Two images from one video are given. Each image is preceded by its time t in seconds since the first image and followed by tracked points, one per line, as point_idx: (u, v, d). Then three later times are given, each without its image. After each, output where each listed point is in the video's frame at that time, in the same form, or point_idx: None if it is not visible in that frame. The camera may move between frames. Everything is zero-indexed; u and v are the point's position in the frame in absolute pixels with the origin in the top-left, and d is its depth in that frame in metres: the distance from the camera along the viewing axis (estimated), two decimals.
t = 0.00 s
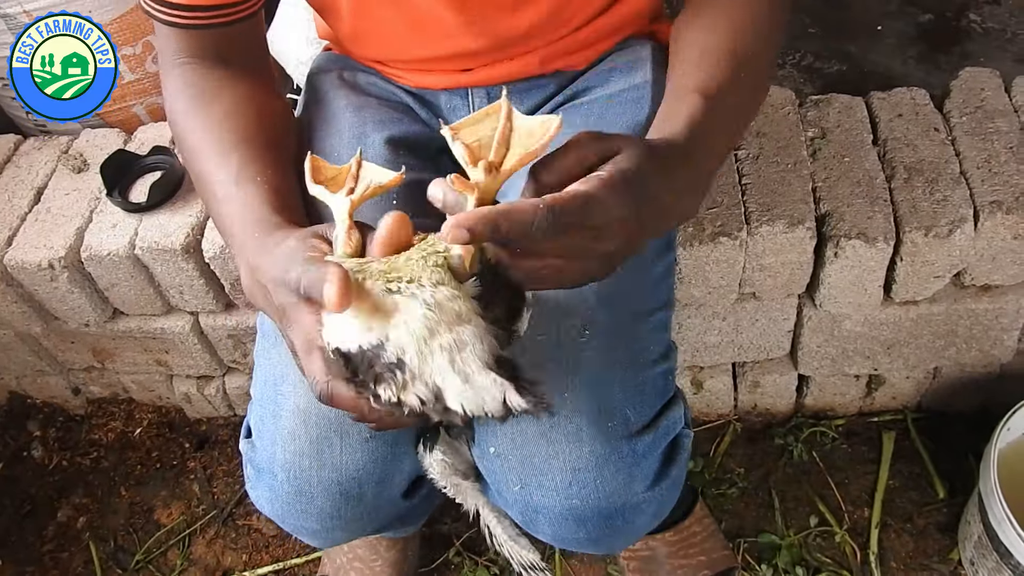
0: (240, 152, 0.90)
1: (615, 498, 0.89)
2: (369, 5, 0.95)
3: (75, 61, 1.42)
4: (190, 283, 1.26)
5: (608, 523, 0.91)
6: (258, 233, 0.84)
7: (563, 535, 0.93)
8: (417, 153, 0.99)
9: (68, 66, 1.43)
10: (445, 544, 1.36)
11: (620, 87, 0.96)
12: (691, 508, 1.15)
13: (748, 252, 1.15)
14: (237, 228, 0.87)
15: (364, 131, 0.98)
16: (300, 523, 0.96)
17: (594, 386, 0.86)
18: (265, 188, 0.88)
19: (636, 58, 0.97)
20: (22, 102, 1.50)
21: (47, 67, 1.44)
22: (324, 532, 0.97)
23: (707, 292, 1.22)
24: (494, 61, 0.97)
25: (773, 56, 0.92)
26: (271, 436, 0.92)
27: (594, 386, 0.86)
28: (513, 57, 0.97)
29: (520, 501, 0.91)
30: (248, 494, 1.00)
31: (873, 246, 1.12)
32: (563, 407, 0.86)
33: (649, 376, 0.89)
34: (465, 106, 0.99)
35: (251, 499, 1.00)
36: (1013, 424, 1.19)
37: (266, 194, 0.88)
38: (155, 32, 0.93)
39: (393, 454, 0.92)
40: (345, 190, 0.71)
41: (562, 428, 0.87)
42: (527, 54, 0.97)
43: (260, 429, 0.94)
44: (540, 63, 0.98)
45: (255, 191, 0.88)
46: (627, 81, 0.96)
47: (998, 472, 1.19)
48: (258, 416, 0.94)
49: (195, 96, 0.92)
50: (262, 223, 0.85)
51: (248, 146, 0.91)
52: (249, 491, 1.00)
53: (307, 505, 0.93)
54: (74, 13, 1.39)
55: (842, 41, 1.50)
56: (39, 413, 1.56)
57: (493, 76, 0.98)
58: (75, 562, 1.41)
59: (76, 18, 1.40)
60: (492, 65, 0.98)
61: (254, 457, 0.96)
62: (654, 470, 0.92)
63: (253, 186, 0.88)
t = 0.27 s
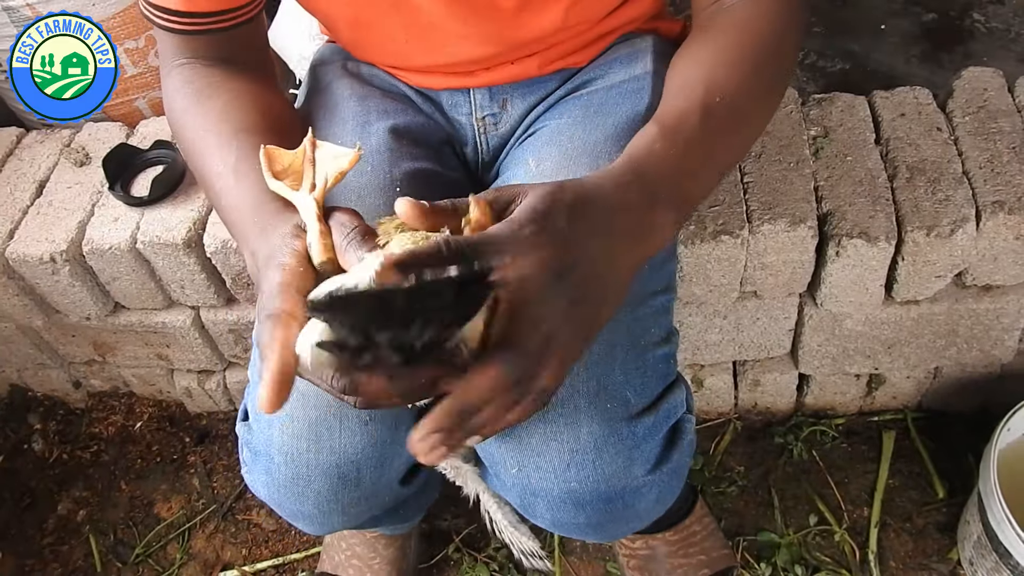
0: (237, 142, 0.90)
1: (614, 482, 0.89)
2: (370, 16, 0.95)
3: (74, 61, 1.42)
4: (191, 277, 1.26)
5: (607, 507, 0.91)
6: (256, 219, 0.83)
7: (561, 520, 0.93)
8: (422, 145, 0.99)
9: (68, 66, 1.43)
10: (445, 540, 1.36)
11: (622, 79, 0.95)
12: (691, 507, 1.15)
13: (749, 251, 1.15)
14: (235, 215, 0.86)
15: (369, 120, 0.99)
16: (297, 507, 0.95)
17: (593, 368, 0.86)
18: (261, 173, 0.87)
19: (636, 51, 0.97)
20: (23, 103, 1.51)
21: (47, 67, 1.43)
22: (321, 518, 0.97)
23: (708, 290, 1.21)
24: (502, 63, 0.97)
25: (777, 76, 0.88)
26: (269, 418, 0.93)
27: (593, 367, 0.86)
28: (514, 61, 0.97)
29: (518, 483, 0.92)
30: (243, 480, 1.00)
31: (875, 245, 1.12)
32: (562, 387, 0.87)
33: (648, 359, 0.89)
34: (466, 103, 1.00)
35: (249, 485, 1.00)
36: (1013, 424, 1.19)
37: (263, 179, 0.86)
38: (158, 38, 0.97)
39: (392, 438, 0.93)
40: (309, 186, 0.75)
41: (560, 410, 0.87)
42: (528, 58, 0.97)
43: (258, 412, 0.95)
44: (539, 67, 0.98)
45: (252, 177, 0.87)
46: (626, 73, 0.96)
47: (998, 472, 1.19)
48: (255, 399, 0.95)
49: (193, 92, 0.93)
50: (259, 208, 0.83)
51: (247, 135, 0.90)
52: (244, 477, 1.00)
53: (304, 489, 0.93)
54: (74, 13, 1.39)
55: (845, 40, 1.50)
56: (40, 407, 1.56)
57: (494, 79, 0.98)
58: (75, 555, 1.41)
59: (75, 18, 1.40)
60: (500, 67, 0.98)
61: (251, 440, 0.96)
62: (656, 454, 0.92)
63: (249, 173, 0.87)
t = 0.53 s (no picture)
0: (237, 146, 0.91)
1: (613, 482, 0.90)
2: (370, 30, 0.96)
3: (74, 61, 1.42)
4: (191, 280, 1.26)
5: (606, 507, 0.92)
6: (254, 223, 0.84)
7: (560, 520, 0.95)
8: (422, 145, 0.99)
9: (68, 66, 1.43)
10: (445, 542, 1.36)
11: (620, 79, 0.96)
12: (693, 509, 1.15)
13: (749, 251, 1.15)
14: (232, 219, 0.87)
15: (369, 120, 1.00)
16: (297, 509, 0.95)
17: (592, 368, 0.86)
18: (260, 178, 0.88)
19: (634, 51, 0.98)
20: (23, 102, 1.51)
21: (47, 67, 1.44)
22: (321, 520, 0.97)
23: (709, 291, 1.22)
24: (502, 71, 0.98)
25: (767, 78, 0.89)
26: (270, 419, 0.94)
27: (592, 365, 0.86)
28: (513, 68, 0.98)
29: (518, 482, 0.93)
30: (246, 483, 1.00)
31: (875, 245, 1.12)
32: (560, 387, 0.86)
33: (650, 358, 0.89)
34: (467, 106, 1.01)
35: (249, 487, 1.00)
36: (1014, 424, 1.19)
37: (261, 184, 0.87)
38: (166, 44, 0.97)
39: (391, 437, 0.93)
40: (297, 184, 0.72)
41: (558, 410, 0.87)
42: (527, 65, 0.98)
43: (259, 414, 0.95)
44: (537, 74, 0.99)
45: (251, 182, 0.88)
46: (626, 73, 0.96)
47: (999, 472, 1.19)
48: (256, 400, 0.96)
49: (199, 97, 0.94)
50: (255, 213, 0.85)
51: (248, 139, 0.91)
52: (247, 479, 1.00)
53: (304, 489, 0.93)
54: (74, 13, 1.39)
55: (845, 41, 1.50)
56: (41, 410, 1.56)
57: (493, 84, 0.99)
58: (75, 558, 1.41)
59: (75, 18, 1.40)
60: (501, 74, 0.99)
61: (252, 442, 0.97)
62: (654, 454, 0.92)
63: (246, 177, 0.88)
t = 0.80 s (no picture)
0: (228, 146, 0.91)
1: (614, 484, 0.90)
2: (368, 44, 0.97)
3: (75, 61, 1.42)
4: (190, 281, 1.26)
5: (607, 509, 0.93)
6: (245, 220, 0.84)
7: (562, 521, 0.95)
8: (418, 146, 0.99)
9: (68, 66, 1.43)
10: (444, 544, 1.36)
11: (619, 81, 0.95)
12: (691, 509, 1.15)
13: (748, 252, 1.15)
14: (226, 219, 0.87)
15: (368, 123, 1.00)
16: (292, 507, 0.96)
17: (593, 370, 0.85)
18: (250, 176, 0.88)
19: (632, 54, 0.98)
20: (22, 102, 1.50)
21: (47, 67, 1.43)
22: (317, 518, 0.97)
23: (707, 292, 1.22)
24: (502, 80, 0.99)
25: (781, 90, 0.87)
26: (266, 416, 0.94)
27: (594, 369, 0.85)
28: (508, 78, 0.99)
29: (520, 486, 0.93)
30: (242, 481, 1.01)
31: (873, 246, 1.12)
32: (562, 391, 0.85)
33: (650, 360, 0.88)
34: (465, 112, 1.01)
35: (246, 484, 1.01)
36: (1013, 425, 1.19)
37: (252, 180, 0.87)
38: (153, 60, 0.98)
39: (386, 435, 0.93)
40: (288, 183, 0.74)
41: (561, 413, 0.86)
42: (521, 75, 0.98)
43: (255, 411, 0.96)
44: (532, 84, 0.99)
45: (241, 180, 0.88)
46: (625, 75, 0.96)
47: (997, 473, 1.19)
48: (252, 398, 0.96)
49: (187, 104, 0.94)
50: (247, 207, 0.85)
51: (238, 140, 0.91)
52: (243, 478, 1.01)
53: (300, 488, 0.93)
54: (75, 12, 1.39)
55: (843, 42, 1.50)
56: (39, 411, 1.56)
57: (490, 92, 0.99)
58: (74, 559, 1.41)
59: (76, 18, 1.40)
60: (500, 83, 0.99)
61: (248, 439, 0.97)
62: (655, 455, 0.92)
63: (239, 174, 0.88)
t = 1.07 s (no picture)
0: (236, 139, 0.91)
1: (626, 480, 0.90)
2: (372, 38, 0.97)
3: (75, 61, 1.42)
4: (191, 281, 1.26)
5: (619, 505, 0.92)
6: (255, 208, 0.84)
7: (573, 518, 0.95)
8: (423, 143, 1.00)
9: (69, 66, 1.43)
10: (445, 544, 1.36)
11: (620, 78, 0.95)
12: (692, 510, 1.15)
13: (749, 253, 1.15)
14: (235, 206, 0.87)
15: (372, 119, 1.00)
16: (300, 499, 0.95)
17: (604, 364, 0.86)
18: (259, 164, 0.88)
19: (635, 50, 0.98)
20: (23, 102, 1.51)
21: (47, 67, 1.44)
22: (325, 510, 0.97)
23: (708, 292, 1.22)
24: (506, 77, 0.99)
25: (752, 52, 0.89)
26: (275, 407, 0.94)
27: (604, 363, 0.86)
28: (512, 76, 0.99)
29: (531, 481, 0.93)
30: (249, 472, 1.01)
31: (874, 247, 1.12)
32: (572, 386, 0.86)
33: (661, 355, 0.89)
34: (468, 110, 1.01)
35: (252, 478, 1.01)
36: (1013, 426, 1.19)
37: (260, 169, 0.88)
38: (151, 59, 0.98)
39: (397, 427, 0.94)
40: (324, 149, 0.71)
41: (571, 407, 0.87)
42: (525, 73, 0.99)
43: (264, 403, 0.96)
44: (535, 81, 0.99)
45: (249, 169, 0.88)
46: (626, 72, 0.95)
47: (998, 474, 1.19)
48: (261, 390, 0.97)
49: (188, 98, 0.94)
50: (260, 195, 0.85)
51: (244, 131, 0.91)
52: (251, 470, 1.01)
53: (309, 478, 0.93)
54: (75, 13, 1.39)
55: (845, 43, 1.50)
56: (40, 411, 1.56)
57: (494, 89, 1.00)
58: (74, 559, 1.41)
59: (76, 18, 1.39)
60: (504, 80, 0.99)
61: (257, 430, 0.97)
62: (667, 451, 0.92)
63: (249, 164, 0.88)
